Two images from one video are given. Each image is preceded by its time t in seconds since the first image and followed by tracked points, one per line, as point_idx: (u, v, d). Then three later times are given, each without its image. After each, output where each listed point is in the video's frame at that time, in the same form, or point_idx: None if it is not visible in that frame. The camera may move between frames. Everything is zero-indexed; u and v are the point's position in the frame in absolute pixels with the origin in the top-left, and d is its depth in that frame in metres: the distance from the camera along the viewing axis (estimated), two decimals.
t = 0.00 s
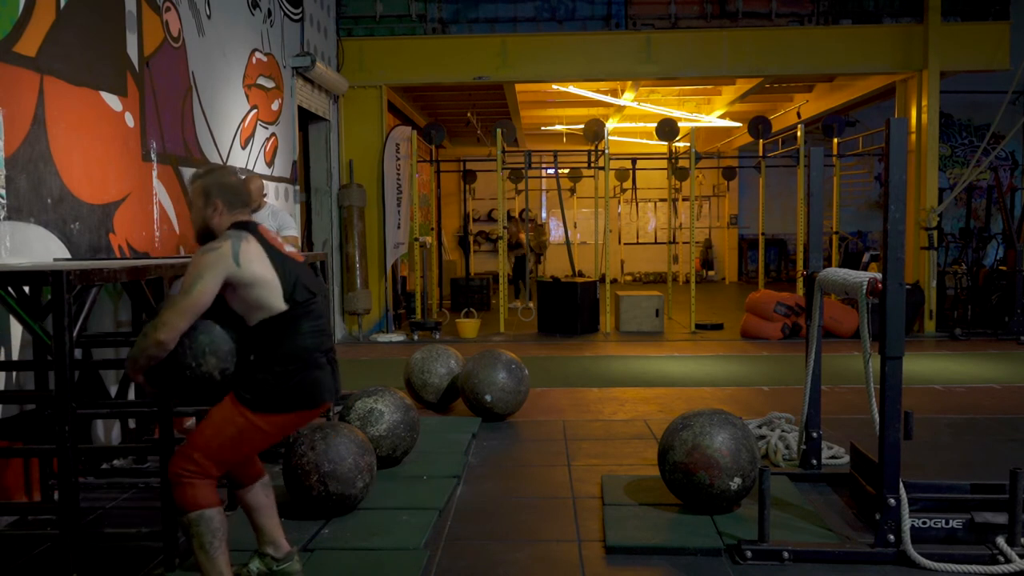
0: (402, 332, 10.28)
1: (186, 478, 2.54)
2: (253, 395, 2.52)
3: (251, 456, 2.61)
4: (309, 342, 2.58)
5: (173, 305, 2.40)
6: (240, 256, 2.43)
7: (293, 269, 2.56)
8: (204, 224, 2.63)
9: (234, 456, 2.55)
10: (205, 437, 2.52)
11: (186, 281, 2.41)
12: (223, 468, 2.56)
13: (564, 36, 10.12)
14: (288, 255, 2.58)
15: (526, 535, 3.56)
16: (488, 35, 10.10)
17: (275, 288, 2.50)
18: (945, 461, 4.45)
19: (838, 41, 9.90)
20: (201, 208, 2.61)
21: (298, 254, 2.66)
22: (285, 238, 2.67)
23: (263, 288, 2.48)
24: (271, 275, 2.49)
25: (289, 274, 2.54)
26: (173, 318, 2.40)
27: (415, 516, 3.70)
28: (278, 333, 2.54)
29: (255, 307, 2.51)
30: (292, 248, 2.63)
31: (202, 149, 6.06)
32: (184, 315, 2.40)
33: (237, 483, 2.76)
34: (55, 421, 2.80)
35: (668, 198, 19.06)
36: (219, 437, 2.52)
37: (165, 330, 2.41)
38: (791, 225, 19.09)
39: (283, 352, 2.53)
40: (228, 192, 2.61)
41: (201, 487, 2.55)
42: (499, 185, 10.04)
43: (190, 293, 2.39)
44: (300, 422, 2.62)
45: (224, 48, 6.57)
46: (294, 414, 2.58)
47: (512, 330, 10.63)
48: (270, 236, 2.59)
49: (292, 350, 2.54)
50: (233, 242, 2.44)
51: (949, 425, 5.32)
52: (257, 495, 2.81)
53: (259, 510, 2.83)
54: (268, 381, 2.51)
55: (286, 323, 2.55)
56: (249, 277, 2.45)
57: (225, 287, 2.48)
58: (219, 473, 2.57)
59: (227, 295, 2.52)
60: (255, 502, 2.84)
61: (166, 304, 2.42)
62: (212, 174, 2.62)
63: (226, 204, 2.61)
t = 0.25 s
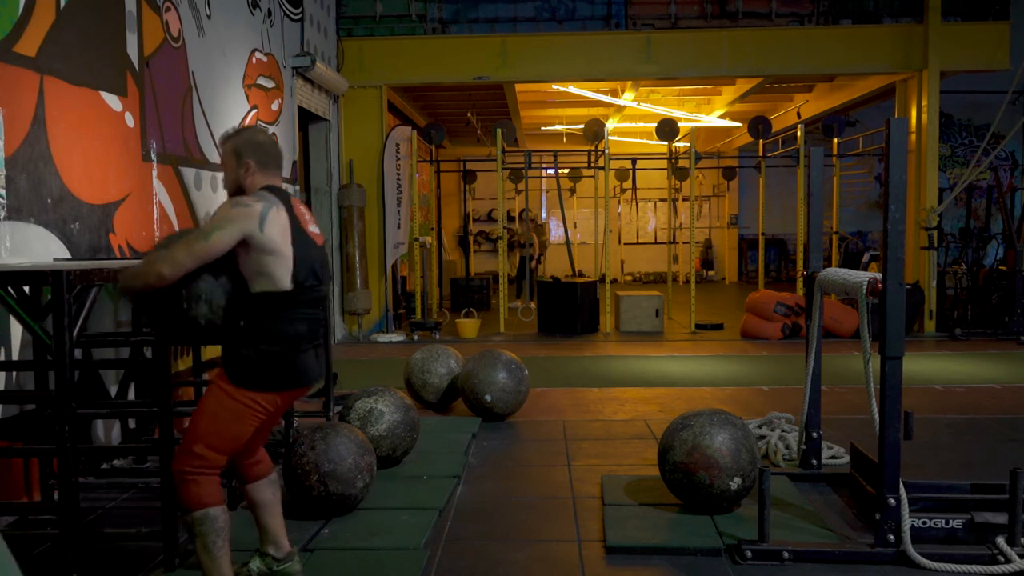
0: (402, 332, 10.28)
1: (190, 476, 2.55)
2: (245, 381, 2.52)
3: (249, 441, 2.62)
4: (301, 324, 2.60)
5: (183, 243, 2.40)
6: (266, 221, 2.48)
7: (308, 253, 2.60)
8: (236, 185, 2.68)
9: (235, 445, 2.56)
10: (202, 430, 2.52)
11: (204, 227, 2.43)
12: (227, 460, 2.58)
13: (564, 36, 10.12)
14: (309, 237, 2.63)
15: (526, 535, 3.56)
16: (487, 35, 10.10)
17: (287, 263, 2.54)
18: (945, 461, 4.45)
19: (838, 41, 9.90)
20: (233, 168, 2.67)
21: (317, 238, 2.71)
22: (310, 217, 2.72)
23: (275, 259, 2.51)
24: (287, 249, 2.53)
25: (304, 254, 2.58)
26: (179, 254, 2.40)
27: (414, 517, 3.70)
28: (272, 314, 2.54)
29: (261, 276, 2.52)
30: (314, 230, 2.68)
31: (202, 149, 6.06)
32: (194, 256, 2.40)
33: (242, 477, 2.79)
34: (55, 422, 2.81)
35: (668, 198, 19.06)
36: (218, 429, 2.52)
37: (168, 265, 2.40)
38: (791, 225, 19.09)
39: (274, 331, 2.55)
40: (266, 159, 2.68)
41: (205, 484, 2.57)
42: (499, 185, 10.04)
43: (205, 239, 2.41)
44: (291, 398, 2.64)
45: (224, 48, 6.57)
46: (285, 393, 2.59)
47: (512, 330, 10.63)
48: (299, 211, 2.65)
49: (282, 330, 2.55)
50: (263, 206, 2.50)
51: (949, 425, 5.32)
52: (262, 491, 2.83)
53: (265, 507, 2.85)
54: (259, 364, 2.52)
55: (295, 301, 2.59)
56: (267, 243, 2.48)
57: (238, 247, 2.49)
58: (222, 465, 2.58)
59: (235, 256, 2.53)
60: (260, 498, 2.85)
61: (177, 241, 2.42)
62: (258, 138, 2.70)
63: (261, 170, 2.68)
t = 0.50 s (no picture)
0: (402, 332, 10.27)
1: (186, 477, 2.57)
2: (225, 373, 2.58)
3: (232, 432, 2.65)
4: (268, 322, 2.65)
5: (197, 203, 2.48)
6: (281, 215, 2.59)
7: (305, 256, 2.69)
8: (259, 173, 2.78)
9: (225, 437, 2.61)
10: (190, 428, 2.57)
11: (223, 198, 2.51)
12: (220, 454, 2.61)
13: (564, 36, 10.12)
14: (314, 243, 2.73)
15: (526, 535, 3.55)
16: (487, 35, 10.09)
17: (285, 261, 2.62)
18: (945, 461, 4.45)
19: (838, 41, 9.90)
20: (258, 155, 2.76)
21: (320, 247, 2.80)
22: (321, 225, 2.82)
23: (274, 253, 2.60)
24: (288, 247, 2.63)
25: (302, 257, 2.67)
26: (189, 211, 2.47)
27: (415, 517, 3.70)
28: (248, 302, 2.61)
29: (253, 265, 2.59)
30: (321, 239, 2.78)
31: (202, 149, 6.07)
32: (202, 217, 2.47)
33: (237, 481, 2.81)
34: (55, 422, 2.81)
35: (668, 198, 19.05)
36: (206, 423, 2.57)
37: (173, 216, 2.47)
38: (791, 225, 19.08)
39: (242, 325, 2.60)
40: (294, 157, 2.80)
41: (202, 484, 2.59)
42: (499, 185, 10.03)
43: (221, 209, 2.49)
44: (267, 384, 2.71)
45: (224, 48, 6.57)
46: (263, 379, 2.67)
47: (512, 330, 10.63)
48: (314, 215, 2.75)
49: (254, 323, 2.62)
50: (285, 200, 2.60)
51: (949, 425, 5.32)
52: (260, 494, 2.83)
53: (264, 509, 2.85)
54: (235, 356, 2.58)
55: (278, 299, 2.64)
56: (273, 236, 2.58)
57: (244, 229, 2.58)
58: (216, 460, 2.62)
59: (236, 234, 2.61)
60: (258, 501, 2.85)
61: (192, 198, 2.50)
62: (291, 133, 2.81)
63: (287, 165, 2.79)
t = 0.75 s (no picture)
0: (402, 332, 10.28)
1: (183, 477, 2.58)
2: (206, 368, 2.57)
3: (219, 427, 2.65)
4: (239, 314, 2.64)
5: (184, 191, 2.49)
6: (264, 217, 2.60)
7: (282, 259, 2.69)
8: (246, 169, 2.79)
9: (214, 433, 2.62)
10: (178, 428, 2.57)
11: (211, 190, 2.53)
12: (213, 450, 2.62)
13: (564, 36, 10.12)
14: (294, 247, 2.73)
15: (525, 534, 3.56)
16: (487, 35, 10.10)
17: (262, 262, 2.63)
18: (945, 461, 4.45)
19: (837, 41, 9.90)
20: (247, 152, 2.77)
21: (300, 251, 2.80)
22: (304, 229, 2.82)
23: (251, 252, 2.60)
24: (266, 249, 2.63)
25: (279, 259, 2.68)
26: (175, 198, 2.49)
27: (416, 517, 3.70)
28: (221, 292, 2.60)
29: (228, 259, 2.59)
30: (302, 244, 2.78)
31: (202, 149, 6.07)
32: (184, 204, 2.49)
33: (237, 482, 2.81)
34: (56, 421, 2.81)
35: (668, 198, 19.05)
36: (193, 422, 2.57)
37: (159, 200, 2.50)
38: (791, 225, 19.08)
39: (215, 319, 2.58)
40: (283, 157, 2.79)
41: (199, 484, 2.59)
42: (499, 185, 10.04)
43: (205, 202, 2.51)
44: (248, 375, 2.72)
45: (224, 47, 6.57)
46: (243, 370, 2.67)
47: (512, 330, 10.63)
48: (298, 219, 2.75)
49: (227, 316, 2.60)
50: (270, 203, 2.61)
51: (949, 425, 5.32)
52: (259, 495, 2.83)
53: (264, 509, 2.84)
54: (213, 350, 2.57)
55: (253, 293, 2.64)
56: (253, 236, 2.59)
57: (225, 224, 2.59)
58: (209, 457, 2.62)
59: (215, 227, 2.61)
60: (257, 502, 2.85)
61: (180, 184, 2.51)
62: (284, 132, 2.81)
63: (275, 165, 2.78)
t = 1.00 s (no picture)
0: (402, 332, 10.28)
1: (196, 470, 2.59)
2: (203, 357, 2.59)
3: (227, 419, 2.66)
4: (225, 298, 2.64)
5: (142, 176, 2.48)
6: (226, 198, 2.60)
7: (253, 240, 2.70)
8: (207, 155, 2.79)
9: (222, 421, 2.62)
10: (184, 422, 2.58)
11: (170, 175, 2.52)
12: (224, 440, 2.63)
13: (564, 36, 10.12)
14: (263, 227, 2.73)
15: (525, 535, 3.56)
16: (487, 35, 10.09)
17: (231, 245, 2.63)
18: (945, 461, 4.45)
19: (838, 41, 9.89)
20: (205, 137, 2.77)
21: (272, 232, 2.80)
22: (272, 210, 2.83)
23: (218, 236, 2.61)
24: (233, 230, 2.63)
25: (250, 240, 2.68)
26: (133, 184, 2.48)
27: (417, 517, 3.70)
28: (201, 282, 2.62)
29: (198, 246, 2.61)
30: (271, 224, 2.78)
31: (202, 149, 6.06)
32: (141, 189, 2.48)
33: (248, 477, 2.82)
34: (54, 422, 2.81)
35: (668, 198, 19.04)
36: (198, 414, 2.58)
37: (119, 187, 2.48)
38: (791, 226, 19.08)
39: (197, 308, 2.60)
40: (241, 140, 2.79)
41: (212, 477, 2.60)
42: (499, 185, 10.04)
43: (166, 188, 2.50)
44: (246, 358, 2.72)
45: (224, 48, 6.57)
46: (240, 353, 2.67)
47: (512, 330, 10.63)
48: (263, 200, 2.75)
49: (211, 302, 2.61)
50: (231, 184, 2.61)
51: (949, 425, 5.32)
52: (269, 491, 2.83)
53: (273, 506, 2.85)
54: (205, 339, 2.58)
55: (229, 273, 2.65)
56: (218, 218, 2.60)
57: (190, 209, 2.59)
58: (221, 448, 2.63)
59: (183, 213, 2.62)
60: (266, 498, 2.85)
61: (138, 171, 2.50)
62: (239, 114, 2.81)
63: (235, 149, 2.78)
